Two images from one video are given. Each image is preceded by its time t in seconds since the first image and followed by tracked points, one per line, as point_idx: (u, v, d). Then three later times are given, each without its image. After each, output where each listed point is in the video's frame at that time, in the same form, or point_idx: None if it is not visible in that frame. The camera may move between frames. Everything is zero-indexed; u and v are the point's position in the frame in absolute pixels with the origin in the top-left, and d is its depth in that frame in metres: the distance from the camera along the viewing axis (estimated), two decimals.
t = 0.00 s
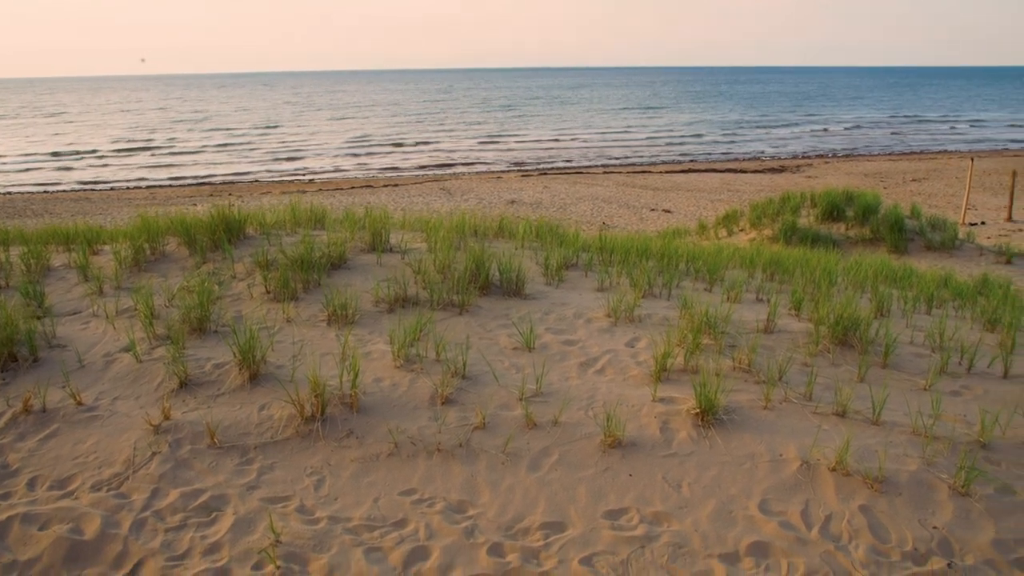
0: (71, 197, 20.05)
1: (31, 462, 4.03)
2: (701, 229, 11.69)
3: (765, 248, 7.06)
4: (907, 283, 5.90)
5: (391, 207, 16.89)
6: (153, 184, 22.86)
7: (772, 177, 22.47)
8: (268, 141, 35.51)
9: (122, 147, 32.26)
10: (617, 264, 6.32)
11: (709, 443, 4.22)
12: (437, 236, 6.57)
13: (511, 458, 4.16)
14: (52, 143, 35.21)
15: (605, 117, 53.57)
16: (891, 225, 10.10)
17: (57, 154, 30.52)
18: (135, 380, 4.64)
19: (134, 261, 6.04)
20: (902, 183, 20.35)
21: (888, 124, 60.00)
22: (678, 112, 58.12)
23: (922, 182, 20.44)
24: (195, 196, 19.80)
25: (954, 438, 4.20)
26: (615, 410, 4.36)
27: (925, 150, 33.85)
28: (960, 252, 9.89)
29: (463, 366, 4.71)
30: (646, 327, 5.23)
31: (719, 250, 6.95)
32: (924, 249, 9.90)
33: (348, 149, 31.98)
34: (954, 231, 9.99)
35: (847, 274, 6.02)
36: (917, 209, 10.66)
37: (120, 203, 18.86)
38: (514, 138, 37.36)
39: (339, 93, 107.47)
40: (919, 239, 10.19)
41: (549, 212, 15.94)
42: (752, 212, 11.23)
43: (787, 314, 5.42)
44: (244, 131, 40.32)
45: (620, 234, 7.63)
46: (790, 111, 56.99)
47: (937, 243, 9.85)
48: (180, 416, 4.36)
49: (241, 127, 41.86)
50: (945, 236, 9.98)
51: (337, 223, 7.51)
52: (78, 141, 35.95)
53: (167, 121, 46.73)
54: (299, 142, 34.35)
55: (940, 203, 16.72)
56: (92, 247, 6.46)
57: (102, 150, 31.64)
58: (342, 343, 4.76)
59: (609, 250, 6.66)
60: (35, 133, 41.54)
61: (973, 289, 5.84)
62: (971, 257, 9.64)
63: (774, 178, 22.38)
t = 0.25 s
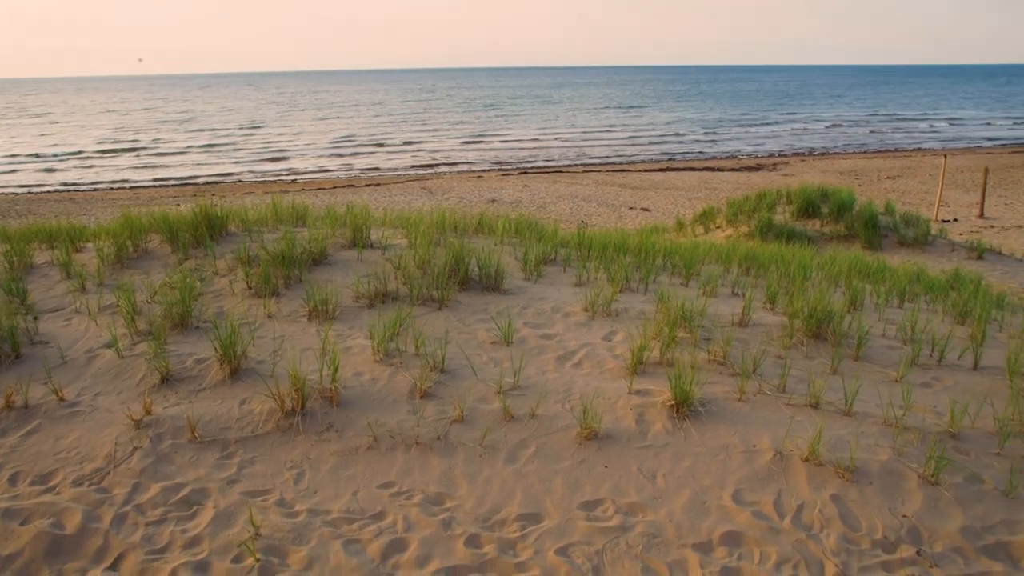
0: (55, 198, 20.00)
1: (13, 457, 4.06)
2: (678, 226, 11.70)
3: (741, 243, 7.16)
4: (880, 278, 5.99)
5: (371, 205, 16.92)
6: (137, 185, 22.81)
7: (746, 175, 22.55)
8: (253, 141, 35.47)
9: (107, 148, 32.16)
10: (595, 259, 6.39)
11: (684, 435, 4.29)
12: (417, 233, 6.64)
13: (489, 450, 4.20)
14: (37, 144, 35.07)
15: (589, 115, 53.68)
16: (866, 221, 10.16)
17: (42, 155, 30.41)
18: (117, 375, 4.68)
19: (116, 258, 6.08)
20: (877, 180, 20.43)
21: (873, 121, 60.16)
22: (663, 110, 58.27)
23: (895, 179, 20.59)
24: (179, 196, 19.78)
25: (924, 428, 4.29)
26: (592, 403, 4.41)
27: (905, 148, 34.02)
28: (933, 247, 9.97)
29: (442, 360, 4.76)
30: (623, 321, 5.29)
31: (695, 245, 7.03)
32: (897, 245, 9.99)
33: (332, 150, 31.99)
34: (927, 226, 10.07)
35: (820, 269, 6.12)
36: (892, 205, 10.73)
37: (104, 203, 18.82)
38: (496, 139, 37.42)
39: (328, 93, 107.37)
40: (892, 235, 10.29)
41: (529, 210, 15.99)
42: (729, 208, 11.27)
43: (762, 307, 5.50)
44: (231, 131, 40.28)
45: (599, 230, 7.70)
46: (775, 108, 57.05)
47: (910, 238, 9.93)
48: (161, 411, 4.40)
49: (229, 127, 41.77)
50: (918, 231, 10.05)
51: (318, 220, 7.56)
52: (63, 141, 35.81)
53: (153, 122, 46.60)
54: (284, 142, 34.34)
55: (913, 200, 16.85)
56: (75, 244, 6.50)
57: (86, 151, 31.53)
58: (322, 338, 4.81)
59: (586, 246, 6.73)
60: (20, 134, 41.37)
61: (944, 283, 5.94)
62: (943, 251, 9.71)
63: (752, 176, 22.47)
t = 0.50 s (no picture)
0: (31, 201, 19.86)
1: None
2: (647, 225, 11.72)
3: (707, 239, 7.28)
4: (843, 272, 6.13)
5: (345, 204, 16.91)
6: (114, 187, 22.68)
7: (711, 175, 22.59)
8: (232, 142, 35.30)
9: (84, 151, 31.93)
10: (564, 255, 6.47)
11: (651, 425, 4.37)
12: (390, 230, 6.71)
13: (459, 442, 4.26)
14: (14, 147, 34.77)
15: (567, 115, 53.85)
16: (831, 219, 10.26)
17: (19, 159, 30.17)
18: (91, 371, 4.71)
19: (91, 256, 6.12)
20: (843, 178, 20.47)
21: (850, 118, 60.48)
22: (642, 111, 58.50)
23: (860, 177, 20.80)
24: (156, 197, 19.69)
25: (885, 417, 4.40)
26: (560, 395, 4.48)
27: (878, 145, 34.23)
28: (896, 243, 10.09)
29: (414, 354, 4.82)
30: (592, 315, 5.38)
31: (663, 240, 7.13)
32: (861, 241, 10.11)
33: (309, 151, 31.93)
34: (891, 223, 10.21)
35: (785, 263, 6.24)
36: (857, 203, 10.83)
37: (80, 205, 18.71)
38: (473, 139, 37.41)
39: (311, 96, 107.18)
40: (856, 232, 10.39)
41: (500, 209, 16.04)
42: (697, 206, 11.29)
43: (728, 301, 5.61)
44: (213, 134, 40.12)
45: (568, 227, 7.79)
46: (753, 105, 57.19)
47: (875, 235, 10.06)
48: (135, 406, 4.44)
49: (210, 129, 41.56)
50: (882, 228, 10.20)
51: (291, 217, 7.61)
52: (41, 144, 35.51)
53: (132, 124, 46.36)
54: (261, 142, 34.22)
55: (877, 197, 17.01)
56: (49, 243, 6.54)
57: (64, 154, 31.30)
58: (294, 333, 4.86)
59: (556, 242, 6.82)
60: None
61: (904, 276, 6.08)
62: (906, 247, 9.86)
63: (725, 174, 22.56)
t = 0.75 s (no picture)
0: None
1: None
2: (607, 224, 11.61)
3: (666, 238, 7.42)
4: (798, 267, 6.29)
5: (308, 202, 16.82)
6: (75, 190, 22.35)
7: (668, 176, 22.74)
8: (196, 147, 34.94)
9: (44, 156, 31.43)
10: (525, 252, 6.57)
11: (611, 415, 4.44)
12: (353, 228, 6.78)
13: (421, 433, 4.30)
14: None
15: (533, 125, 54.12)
16: (788, 217, 10.30)
17: None
18: (52, 368, 4.70)
19: (52, 254, 6.11)
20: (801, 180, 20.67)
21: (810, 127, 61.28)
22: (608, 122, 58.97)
23: (817, 178, 21.06)
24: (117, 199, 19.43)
25: (840, 405, 4.52)
26: (522, 386, 4.54)
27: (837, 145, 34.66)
28: (851, 242, 10.25)
29: (377, 347, 4.87)
30: (552, 309, 5.48)
31: (622, 239, 7.25)
32: (817, 240, 10.25)
33: (271, 153, 31.71)
34: (845, 222, 10.37)
35: (742, 259, 6.39)
36: (812, 203, 10.86)
37: (40, 207, 18.43)
38: (436, 139, 37.24)
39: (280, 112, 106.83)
40: (811, 231, 10.48)
41: (462, 207, 16.05)
42: (657, 206, 11.28)
43: (687, 295, 5.73)
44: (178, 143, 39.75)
45: (529, 225, 7.88)
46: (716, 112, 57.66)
47: (830, 234, 10.22)
48: (97, 401, 4.43)
49: (176, 134, 41.10)
50: (836, 227, 10.35)
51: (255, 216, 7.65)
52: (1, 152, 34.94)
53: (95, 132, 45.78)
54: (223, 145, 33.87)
55: (834, 197, 17.27)
56: (11, 242, 6.54)
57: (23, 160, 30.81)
58: (258, 327, 4.89)
59: (518, 240, 6.90)
60: None
61: (856, 272, 6.26)
62: (861, 246, 10.05)
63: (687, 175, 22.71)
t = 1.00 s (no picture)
0: None
1: None
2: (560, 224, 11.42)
3: (616, 236, 7.57)
4: (746, 262, 6.49)
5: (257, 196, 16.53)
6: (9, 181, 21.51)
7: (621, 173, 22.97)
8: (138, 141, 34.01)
9: None
10: (480, 249, 6.65)
11: (565, 404, 4.50)
12: (306, 226, 6.79)
13: (376, 425, 4.29)
14: None
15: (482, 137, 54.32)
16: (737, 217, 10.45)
17: None
18: None
19: None
20: (749, 182, 21.07)
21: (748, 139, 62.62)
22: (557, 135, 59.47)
23: (766, 179, 21.51)
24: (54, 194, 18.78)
25: (787, 391, 4.69)
26: (476, 377, 4.57)
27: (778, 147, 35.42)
28: (796, 243, 10.53)
29: (331, 342, 4.86)
30: (507, 303, 5.56)
31: (575, 236, 7.36)
32: (766, 239, 10.48)
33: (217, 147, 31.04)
34: (791, 223, 10.68)
35: (692, 255, 6.57)
36: (761, 204, 10.98)
37: None
38: (386, 137, 36.81)
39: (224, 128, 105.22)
40: (759, 231, 10.64)
41: (415, 201, 15.96)
42: (609, 208, 11.25)
43: (640, 289, 5.88)
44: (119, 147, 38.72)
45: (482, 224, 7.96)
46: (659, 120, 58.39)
47: (777, 234, 10.49)
48: (39, 399, 4.30)
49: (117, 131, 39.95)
50: (783, 227, 10.64)
51: (205, 215, 7.59)
52: None
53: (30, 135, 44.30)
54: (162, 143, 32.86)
55: (779, 198, 17.68)
56: None
57: None
58: (208, 324, 4.85)
59: (472, 238, 6.97)
60: None
61: (801, 267, 6.50)
62: (807, 245, 10.38)
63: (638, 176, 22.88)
